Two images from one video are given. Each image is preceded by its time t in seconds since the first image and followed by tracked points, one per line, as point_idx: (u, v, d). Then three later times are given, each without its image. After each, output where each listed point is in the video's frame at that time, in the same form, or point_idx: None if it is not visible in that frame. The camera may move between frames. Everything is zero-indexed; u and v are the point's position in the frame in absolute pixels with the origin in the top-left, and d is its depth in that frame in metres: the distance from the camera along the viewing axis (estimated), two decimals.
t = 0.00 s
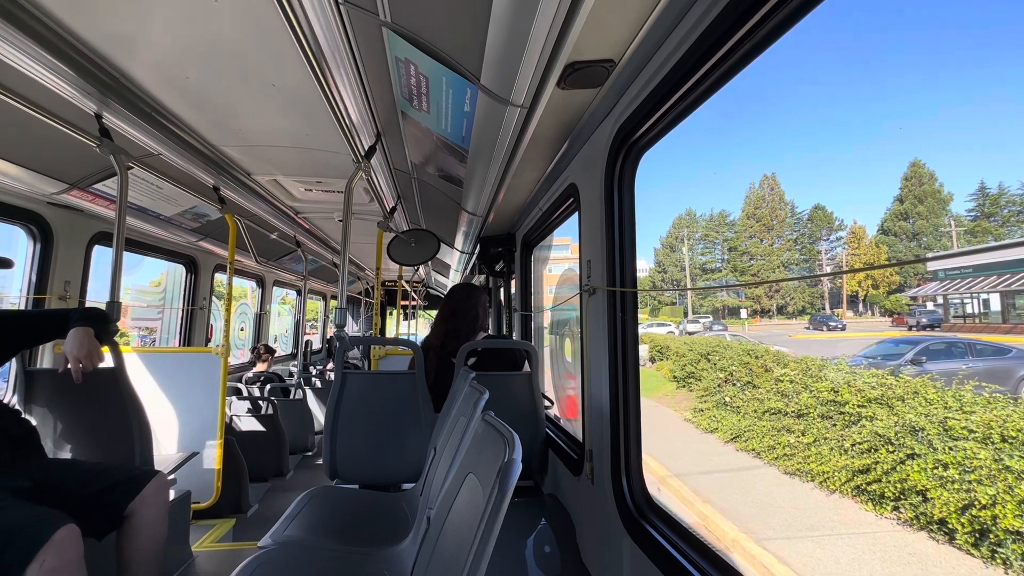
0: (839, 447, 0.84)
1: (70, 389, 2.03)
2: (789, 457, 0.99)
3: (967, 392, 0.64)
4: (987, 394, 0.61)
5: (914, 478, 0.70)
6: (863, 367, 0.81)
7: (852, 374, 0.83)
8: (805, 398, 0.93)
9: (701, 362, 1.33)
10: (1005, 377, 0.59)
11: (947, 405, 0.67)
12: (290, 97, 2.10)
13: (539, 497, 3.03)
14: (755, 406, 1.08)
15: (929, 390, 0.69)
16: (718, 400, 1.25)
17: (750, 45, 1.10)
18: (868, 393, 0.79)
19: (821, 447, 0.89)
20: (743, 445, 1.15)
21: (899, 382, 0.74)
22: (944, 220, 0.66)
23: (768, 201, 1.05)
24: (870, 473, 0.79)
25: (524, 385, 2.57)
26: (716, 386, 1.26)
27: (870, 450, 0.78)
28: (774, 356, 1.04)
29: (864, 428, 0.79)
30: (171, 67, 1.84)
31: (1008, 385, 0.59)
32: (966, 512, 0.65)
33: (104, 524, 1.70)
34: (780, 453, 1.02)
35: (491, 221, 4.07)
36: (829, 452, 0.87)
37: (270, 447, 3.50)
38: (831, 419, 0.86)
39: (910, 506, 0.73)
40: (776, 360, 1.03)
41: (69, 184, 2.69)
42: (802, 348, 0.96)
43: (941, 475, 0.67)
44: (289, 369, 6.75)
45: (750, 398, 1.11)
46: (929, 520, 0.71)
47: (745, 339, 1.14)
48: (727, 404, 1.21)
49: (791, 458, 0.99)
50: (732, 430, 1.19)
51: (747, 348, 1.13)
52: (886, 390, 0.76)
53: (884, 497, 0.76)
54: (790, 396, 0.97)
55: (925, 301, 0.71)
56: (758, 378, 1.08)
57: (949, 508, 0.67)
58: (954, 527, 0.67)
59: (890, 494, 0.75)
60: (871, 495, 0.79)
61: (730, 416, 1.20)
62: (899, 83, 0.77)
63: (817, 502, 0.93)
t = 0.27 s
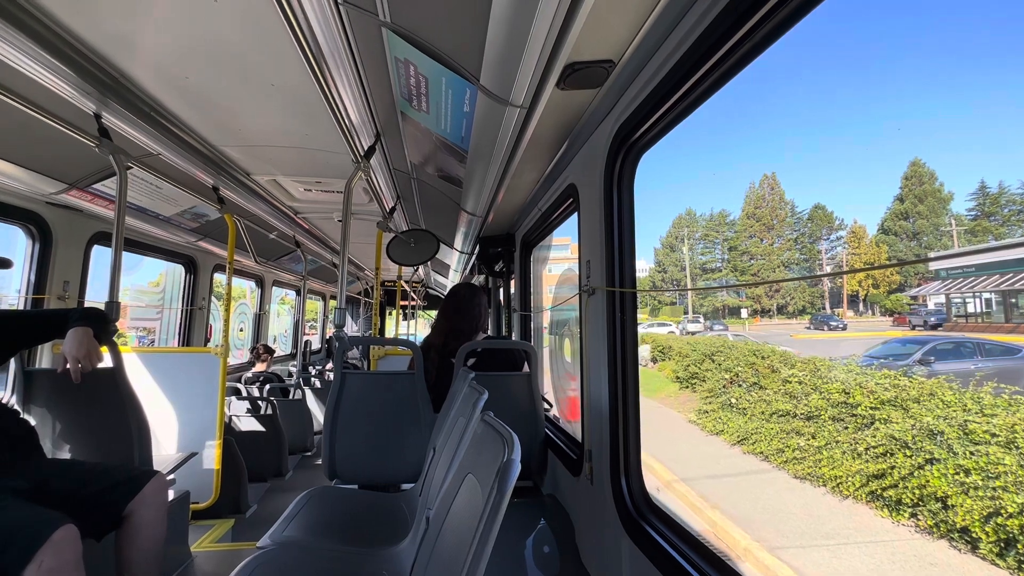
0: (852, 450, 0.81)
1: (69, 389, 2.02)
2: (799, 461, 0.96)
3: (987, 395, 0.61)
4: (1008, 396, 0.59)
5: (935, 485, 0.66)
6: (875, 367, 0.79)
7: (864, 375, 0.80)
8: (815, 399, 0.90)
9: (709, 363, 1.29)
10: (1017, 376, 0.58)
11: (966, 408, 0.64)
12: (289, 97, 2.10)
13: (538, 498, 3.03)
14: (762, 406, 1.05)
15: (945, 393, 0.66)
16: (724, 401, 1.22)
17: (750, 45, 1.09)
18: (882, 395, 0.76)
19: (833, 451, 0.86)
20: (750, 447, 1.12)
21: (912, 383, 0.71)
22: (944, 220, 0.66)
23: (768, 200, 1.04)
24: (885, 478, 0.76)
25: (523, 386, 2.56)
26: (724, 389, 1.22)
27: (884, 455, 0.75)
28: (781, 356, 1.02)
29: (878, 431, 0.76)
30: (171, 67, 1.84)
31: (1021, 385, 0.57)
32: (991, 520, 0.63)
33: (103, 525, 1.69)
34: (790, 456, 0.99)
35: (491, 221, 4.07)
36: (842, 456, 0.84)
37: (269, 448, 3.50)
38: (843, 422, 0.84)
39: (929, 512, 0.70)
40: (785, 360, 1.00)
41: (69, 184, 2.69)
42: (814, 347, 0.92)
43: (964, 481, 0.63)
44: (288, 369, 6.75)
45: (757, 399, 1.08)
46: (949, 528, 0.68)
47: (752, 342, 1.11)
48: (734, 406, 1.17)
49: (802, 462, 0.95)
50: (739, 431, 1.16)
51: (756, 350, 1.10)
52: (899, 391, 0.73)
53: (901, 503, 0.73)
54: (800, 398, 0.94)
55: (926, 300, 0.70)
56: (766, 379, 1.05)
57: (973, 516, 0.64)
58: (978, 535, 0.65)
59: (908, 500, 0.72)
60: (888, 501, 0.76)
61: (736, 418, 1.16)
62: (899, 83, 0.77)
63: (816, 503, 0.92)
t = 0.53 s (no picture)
0: (868, 455, 0.77)
1: (69, 389, 2.02)
2: (810, 465, 0.92)
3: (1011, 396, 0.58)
4: None
5: (960, 492, 0.64)
6: (887, 367, 0.76)
7: (878, 377, 0.77)
8: (826, 400, 0.87)
9: (716, 363, 1.26)
10: None
11: (990, 411, 0.61)
12: (289, 97, 2.10)
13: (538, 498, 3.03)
14: (771, 408, 1.03)
15: (966, 395, 0.63)
16: (732, 402, 1.19)
17: (748, 46, 1.10)
18: (898, 397, 0.73)
19: (847, 455, 0.82)
20: (761, 451, 1.09)
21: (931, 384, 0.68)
22: (945, 219, 0.66)
23: (768, 200, 1.05)
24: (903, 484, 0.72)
25: (523, 386, 2.57)
26: (732, 390, 1.19)
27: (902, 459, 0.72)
28: (788, 357, 0.99)
29: (895, 434, 0.73)
30: (171, 66, 1.84)
31: None
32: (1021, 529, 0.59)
33: (102, 524, 1.69)
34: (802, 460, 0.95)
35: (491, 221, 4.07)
36: (856, 461, 0.80)
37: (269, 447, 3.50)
38: (856, 424, 0.80)
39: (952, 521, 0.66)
40: (792, 360, 0.98)
41: (68, 183, 2.68)
42: (823, 348, 0.89)
43: (989, 489, 0.61)
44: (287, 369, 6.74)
45: (765, 401, 1.05)
46: (973, 537, 0.64)
47: (759, 342, 1.09)
48: (743, 407, 1.14)
49: (813, 467, 0.91)
50: (748, 434, 1.13)
51: (762, 350, 1.08)
52: (917, 393, 0.70)
53: (922, 510, 0.70)
54: (810, 399, 0.91)
55: (926, 301, 0.71)
56: (774, 379, 1.03)
57: (1001, 524, 0.61)
58: (1005, 545, 0.61)
59: (930, 507, 0.68)
60: (907, 508, 0.72)
61: (745, 420, 1.14)
62: (897, 82, 0.77)
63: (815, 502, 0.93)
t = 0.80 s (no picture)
0: (891, 462, 0.75)
1: (68, 388, 2.02)
2: (828, 471, 0.89)
3: None
4: None
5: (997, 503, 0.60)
6: (905, 368, 0.73)
7: (895, 379, 0.74)
8: (844, 403, 0.84)
9: (724, 363, 1.21)
10: None
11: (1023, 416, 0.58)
12: (288, 97, 2.10)
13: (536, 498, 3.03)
14: (783, 411, 0.99)
15: (997, 399, 0.60)
16: (743, 405, 1.14)
17: (748, 46, 1.09)
18: (920, 401, 0.70)
19: (871, 462, 0.79)
20: (772, 456, 1.04)
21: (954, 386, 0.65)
22: (946, 218, 0.66)
23: (768, 200, 1.04)
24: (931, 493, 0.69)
25: (521, 386, 2.57)
26: (742, 392, 1.14)
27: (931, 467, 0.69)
28: (800, 357, 0.96)
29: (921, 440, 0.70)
30: (170, 66, 1.84)
31: None
32: None
33: (102, 524, 1.68)
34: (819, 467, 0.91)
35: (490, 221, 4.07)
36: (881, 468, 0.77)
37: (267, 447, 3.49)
38: (878, 430, 0.77)
39: (988, 532, 0.64)
40: (805, 361, 0.94)
41: (67, 182, 2.68)
42: (838, 348, 0.86)
43: None
44: (286, 368, 6.73)
45: (776, 403, 1.01)
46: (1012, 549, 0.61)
47: (768, 342, 1.05)
48: (754, 410, 1.10)
49: (832, 473, 0.88)
50: (760, 438, 1.08)
51: (773, 351, 1.04)
52: (940, 397, 0.67)
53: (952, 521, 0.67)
54: (826, 403, 0.88)
55: (930, 301, 0.70)
56: (786, 380, 0.99)
57: None
58: None
59: (963, 518, 0.65)
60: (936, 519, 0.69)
61: (756, 423, 1.09)
62: (898, 82, 0.77)
63: (815, 503, 0.92)
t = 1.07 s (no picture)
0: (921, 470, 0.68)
1: (66, 388, 2.02)
2: (850, 481, 0.81)
3: None
4: None
5: None
6: (932, 371, 0.68)
7: (923, 382, 0.69)
8: (866, 407, 0.78)
9: (734, 364, 1.16)
10: None
11: None
12: (288, 97, 2.10)
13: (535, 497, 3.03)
14: (799, 415, 0.93)
15: None
16: (755, 408, 1.08)
17: (746, 46, 1.10)
18: (951, 405, 0.64)
19: (896, 470, 0.72)
20: (789, 463, 0.97)
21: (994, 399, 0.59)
22: (949, 217, 0.65)
23: (769, 200, 1.03)
24: (969, 506, 0.63)
25: (520, 386, 2.57)
26: (756, 395, 1.07)
27: (969, 477, 0.63)
28: (816, 359, 0.90)
29: (953, 447, 0.63)
30: (169, 66, 1.84)
31: None
32: None
33: (99, 524, 1.69)
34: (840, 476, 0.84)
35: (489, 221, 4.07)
36: (908, 477, 0.70)
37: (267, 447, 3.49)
38: (905, 436, 0.71)
39: None
40: (820, 363, 0.89)
41: (65, 183, 2.68)
42: (863, 350, 0.80)
43: None
44: (285, 369, 6.73)
45: (792, 406, 0.95)
46: None
47: (782, 342, 0.99)
48: (768, 414, 1.03)
49: (855, 482, 0.81)
50: (775, 444, 1.02)
51: (787, 352, 0.98)
52: (974, 401, 0.61)
53: (996, 535, 0.61)
54: (847, 406, 0.82)
55: (935, 300, 0.68)
56: (801, 383, 0.93)
57: None
58: None
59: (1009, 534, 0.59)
60: (977, 534, 0.63)
61: (768, 427, 1.03)
62: (896, 82, 0.77)
63: (813, 505, 0.92)
